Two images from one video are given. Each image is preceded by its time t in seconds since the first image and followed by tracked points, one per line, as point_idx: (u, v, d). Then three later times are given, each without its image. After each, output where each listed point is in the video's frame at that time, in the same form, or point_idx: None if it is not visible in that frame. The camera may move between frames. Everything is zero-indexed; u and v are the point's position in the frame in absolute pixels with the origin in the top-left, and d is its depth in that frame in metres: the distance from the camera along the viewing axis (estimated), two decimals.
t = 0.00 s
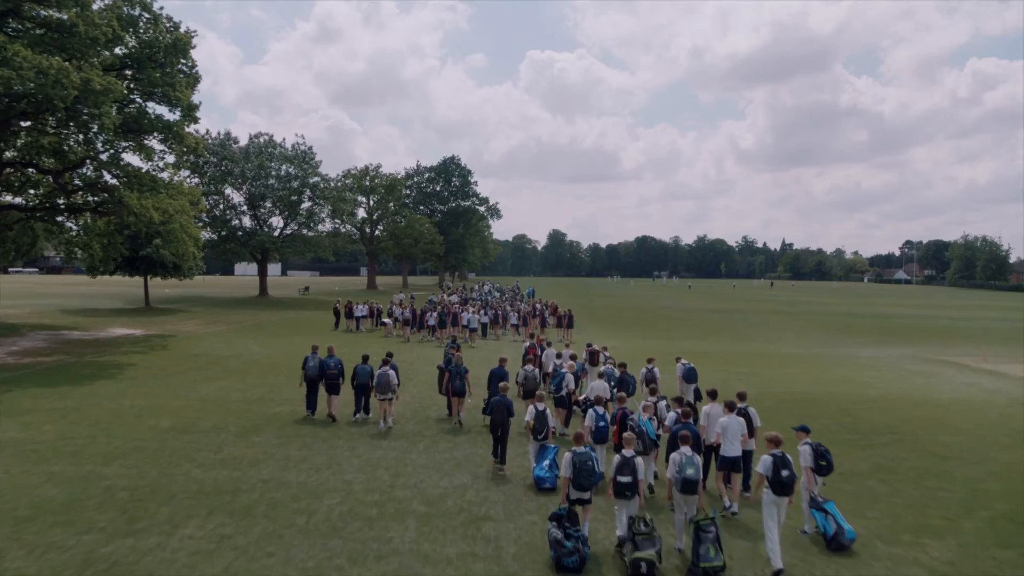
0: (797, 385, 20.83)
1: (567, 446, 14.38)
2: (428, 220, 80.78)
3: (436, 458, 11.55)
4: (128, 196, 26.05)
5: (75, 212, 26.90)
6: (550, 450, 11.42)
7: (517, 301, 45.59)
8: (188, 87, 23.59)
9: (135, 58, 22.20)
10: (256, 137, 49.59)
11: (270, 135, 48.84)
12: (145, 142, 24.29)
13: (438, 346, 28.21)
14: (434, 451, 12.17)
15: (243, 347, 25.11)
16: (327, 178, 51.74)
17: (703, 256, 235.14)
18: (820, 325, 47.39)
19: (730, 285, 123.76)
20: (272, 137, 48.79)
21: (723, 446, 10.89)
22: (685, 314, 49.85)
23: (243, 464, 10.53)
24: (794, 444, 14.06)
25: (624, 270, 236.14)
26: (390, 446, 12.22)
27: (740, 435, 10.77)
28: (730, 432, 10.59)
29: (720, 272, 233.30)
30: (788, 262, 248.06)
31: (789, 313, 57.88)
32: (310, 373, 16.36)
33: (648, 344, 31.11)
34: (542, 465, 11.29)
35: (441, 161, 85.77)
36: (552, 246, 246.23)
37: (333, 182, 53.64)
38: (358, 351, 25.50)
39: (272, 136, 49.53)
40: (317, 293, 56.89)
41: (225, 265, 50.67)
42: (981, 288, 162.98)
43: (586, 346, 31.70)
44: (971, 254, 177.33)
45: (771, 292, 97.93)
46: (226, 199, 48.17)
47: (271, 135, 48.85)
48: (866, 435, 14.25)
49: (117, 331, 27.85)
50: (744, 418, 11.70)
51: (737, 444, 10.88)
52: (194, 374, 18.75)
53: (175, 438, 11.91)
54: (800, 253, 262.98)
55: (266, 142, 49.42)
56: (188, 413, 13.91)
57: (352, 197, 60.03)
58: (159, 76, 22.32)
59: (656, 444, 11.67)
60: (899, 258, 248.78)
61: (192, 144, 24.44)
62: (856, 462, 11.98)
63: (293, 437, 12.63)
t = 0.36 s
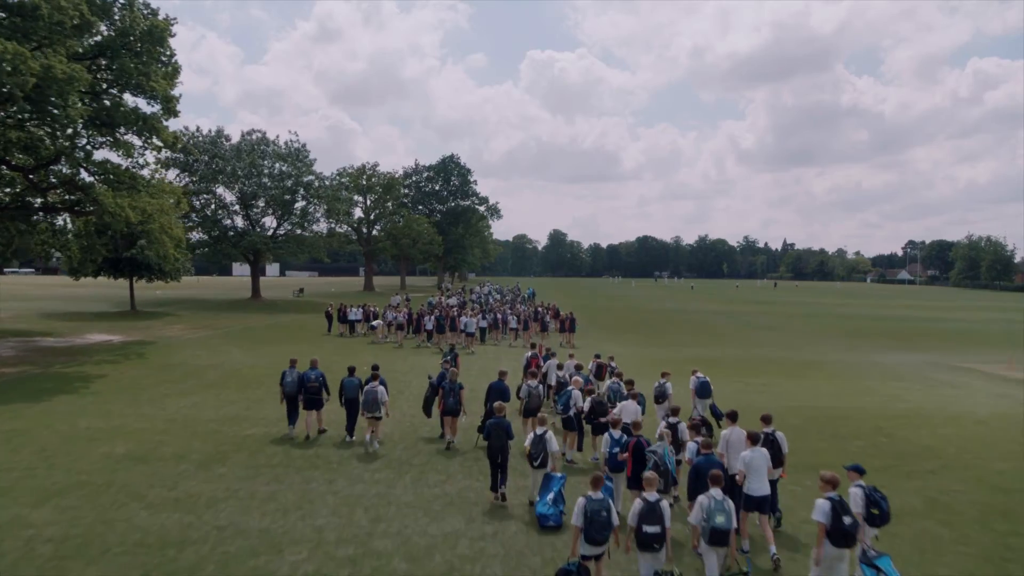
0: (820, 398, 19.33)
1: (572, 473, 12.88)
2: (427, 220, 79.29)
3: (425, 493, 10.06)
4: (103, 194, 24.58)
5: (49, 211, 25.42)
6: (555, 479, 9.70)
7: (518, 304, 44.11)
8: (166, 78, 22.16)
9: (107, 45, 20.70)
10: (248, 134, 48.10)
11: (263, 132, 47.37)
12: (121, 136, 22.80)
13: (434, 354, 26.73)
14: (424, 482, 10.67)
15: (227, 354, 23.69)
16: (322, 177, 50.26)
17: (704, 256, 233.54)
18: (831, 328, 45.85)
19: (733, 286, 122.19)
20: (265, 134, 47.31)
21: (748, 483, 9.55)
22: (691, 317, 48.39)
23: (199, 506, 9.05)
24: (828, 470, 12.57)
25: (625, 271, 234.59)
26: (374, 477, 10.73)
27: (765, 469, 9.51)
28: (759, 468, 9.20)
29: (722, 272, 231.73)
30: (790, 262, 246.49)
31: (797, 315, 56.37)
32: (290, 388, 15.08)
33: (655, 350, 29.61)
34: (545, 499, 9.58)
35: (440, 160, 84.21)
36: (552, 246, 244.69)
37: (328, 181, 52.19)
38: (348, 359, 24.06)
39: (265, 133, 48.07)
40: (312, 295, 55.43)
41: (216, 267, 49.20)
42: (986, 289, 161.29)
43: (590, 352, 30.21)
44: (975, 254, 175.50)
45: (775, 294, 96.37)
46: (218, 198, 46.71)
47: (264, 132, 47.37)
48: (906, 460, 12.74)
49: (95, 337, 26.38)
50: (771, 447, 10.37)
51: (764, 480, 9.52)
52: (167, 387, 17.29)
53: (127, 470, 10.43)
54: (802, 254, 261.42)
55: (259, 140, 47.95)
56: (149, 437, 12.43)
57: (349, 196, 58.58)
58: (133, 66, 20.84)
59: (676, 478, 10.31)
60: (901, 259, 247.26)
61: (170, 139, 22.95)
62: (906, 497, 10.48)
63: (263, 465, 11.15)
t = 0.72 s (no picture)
0: (846, 413, 17.80)
1: (578, 508, 11.34)
2: (425, 220, 77.70)
3: (408, 543, 8.53)
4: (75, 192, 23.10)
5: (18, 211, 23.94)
6: (556, 522, 8.15)
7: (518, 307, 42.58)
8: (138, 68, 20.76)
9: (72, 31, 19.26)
10: (239, 131, 46.60)
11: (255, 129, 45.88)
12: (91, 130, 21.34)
13: (428, 362, 25.21)
14: (408, 526, 9.14)
15: (207, 364, 22.23)
16: (316, 176, 48.76)
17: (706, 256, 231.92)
18: (843, 333, 44.20)
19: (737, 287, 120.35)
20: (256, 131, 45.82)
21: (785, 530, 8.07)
22: (697, 320, 46.88)
23: (133, 565, 7.52)
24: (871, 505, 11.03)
25: (626, 271, 232.96)
26: (350, 520, 9.21)
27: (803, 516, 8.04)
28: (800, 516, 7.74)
29: (723, 272, 230.11)
30: (792, 263, 244.77)
31: (805, 318, 54.73)
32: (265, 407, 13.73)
33: (663, 358, 28.03)
34: (548, 547, 8.00)
35: (439, 159, 82.64)
36: (552, 246, 243.18)
37: (323, 181, 50.67)
38: (337, 368, 22.56)
39: (257, 131, 46.59)
40: (307, 297, 53.93)
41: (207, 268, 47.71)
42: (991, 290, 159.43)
43: (594, 360, 28.66)
44: (980, 254, 173.65)
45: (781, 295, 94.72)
46: (208, 197, 45.23)
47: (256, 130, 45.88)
48: (958, 493, 11.17)
49: (69, 345, 24.86)
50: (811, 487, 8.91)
51: (802, 530, 8.07)
52: (134, 404, 15.78)
53: (60, 513, 8.92)
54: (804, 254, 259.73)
55: (251, 137, 46.46)
56: (98, 467, 10.92)
57: (344, 196, 57.11)
58: (101, 53, 19.40)
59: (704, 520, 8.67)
60: (904, 259, 245.53)
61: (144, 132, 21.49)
62: (972, 546, 8.95)
63: (223, 504, 9.63)
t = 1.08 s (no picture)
0: (878, 432, 16.21)
1: (584, 556, 9.80)
2: (423, 220, 76.15)
3: None
4: (41, 189, 21.57)
5: None
6: None
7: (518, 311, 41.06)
8: (105, 55, 19.22)
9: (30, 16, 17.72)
10: (230, 127, 45.02)
11: (246, 126, 44.29)
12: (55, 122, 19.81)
13: (422, 371, 23.66)
14: None
15: (183, 376, 20.67)
16: (309, 175, 47.18)
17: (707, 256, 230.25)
18: (855, 337, 42.61)
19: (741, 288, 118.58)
20: (247, 128, 44.24)
21: None
22: (703, 324, 45.35)
23: None
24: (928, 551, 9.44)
25: (627, 271, 231.41)
26: None
27: None
28: None
29: (725, 272, 228.47)
30: (795, 263, 243.06)
31: (814, 322, 53.11)
32: (233, 430, 12.18)
33: (671, 366, 26.47)
34: None
35: (438, 158, 81.07)
36: (553, 246, 241.61)
37: (317, 181, 49.09)
38: (323, 379, 21.01)
39: (248, 127, 45.05)
40: (300, 300, 52.36)
41: (196, 270, 46.15)
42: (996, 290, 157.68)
43: (598, 367, 27.09)
44: (984, 255, 172.04)
45: (785, 297, 93.02)
46: (196, 197, 43.66)
47: (246, 126, 44.29)
48: None
49: (38, 354, 23.32)
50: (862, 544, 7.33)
51: None
52: (90, 425, 14.24)
53: None
54: (806, 254, 257.82)
55: (242, 135, 44.91)
56: (26, 509, 9.36)
57: (340, 195, 55.56)
58: (62, 38, 17.88)
59: None
60: (907, 259, 243.88)
61: (113, 124, 19.97)
62: None
63: (162, 560, 8.07)
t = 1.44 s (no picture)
0: (913, 455, 14.66)
1: None
2: (421, 220, 74.62)
3: None
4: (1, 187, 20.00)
5: None
6: None
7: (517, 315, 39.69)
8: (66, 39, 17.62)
9: None
10: (218, 124, 43.42)
11: (235, 123, 42.70)
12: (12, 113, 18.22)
13: (413, 383, 22.13)
14: None
15: (154, 389, 19.13)
16: (301, 173, 45.60)
17: (709, 256, 228.67)
18: (866, 340, 41.19)
19: (744, 289, 116.91)
20: (237, 125, 42.66)
21: None
22: (706, 328, 44.07)
23: None
24: None
25: (628, 271, 229.91)
26: None
27: None
28: None
29: (727, 272, 226.93)
30: (796, 262, 241.51)
31: (823, 325, 51.55)
32: (188, 463, 10.52)
33: (679, 375, 24.96)
34: None
35: (436, 156, 79.48)
36: (553, 246, 240.12)
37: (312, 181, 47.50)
38: (307, 391, 19.48)
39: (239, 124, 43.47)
40: (293, 303, 50.83)
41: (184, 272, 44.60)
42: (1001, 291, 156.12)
43: (602, 375, 25.58)
44: (988, 255, 170.57)
45: (789, 298, 91.50)
46: (184, 196, 42.08)
47: (236, 123, 42.70)
48: None
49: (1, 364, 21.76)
50: None
51: None
52: (35, 452, 12.69)
53: None
54: (808, 254, 256.25)
55: (233, 131, 43.34)
56: None
57: (334, 194, 53.99)
58: (15, 19, 16.27)
59: None
60: (910, 259, 242.35)
61: (76, 115, 18.39)
62: None
63: None
